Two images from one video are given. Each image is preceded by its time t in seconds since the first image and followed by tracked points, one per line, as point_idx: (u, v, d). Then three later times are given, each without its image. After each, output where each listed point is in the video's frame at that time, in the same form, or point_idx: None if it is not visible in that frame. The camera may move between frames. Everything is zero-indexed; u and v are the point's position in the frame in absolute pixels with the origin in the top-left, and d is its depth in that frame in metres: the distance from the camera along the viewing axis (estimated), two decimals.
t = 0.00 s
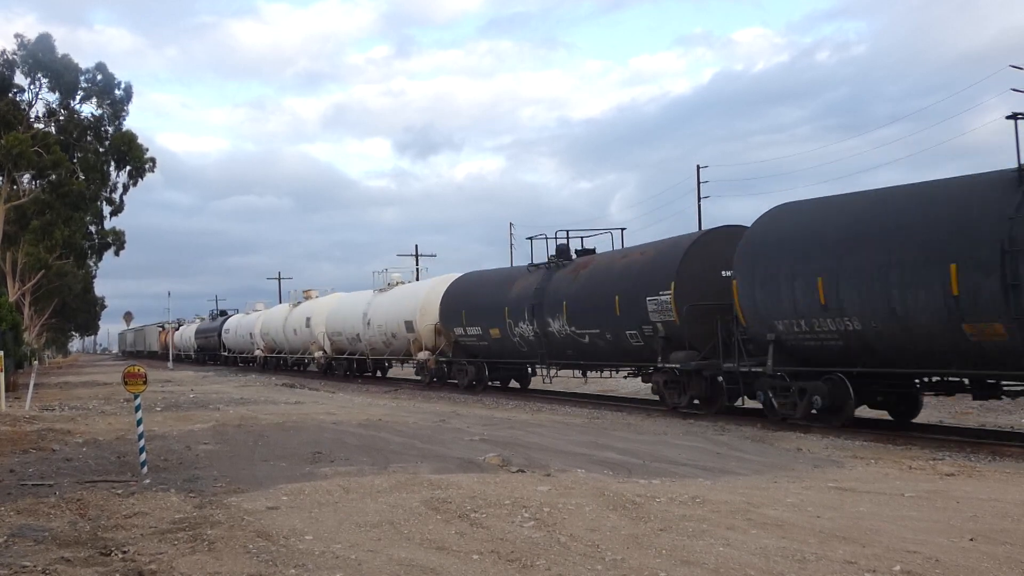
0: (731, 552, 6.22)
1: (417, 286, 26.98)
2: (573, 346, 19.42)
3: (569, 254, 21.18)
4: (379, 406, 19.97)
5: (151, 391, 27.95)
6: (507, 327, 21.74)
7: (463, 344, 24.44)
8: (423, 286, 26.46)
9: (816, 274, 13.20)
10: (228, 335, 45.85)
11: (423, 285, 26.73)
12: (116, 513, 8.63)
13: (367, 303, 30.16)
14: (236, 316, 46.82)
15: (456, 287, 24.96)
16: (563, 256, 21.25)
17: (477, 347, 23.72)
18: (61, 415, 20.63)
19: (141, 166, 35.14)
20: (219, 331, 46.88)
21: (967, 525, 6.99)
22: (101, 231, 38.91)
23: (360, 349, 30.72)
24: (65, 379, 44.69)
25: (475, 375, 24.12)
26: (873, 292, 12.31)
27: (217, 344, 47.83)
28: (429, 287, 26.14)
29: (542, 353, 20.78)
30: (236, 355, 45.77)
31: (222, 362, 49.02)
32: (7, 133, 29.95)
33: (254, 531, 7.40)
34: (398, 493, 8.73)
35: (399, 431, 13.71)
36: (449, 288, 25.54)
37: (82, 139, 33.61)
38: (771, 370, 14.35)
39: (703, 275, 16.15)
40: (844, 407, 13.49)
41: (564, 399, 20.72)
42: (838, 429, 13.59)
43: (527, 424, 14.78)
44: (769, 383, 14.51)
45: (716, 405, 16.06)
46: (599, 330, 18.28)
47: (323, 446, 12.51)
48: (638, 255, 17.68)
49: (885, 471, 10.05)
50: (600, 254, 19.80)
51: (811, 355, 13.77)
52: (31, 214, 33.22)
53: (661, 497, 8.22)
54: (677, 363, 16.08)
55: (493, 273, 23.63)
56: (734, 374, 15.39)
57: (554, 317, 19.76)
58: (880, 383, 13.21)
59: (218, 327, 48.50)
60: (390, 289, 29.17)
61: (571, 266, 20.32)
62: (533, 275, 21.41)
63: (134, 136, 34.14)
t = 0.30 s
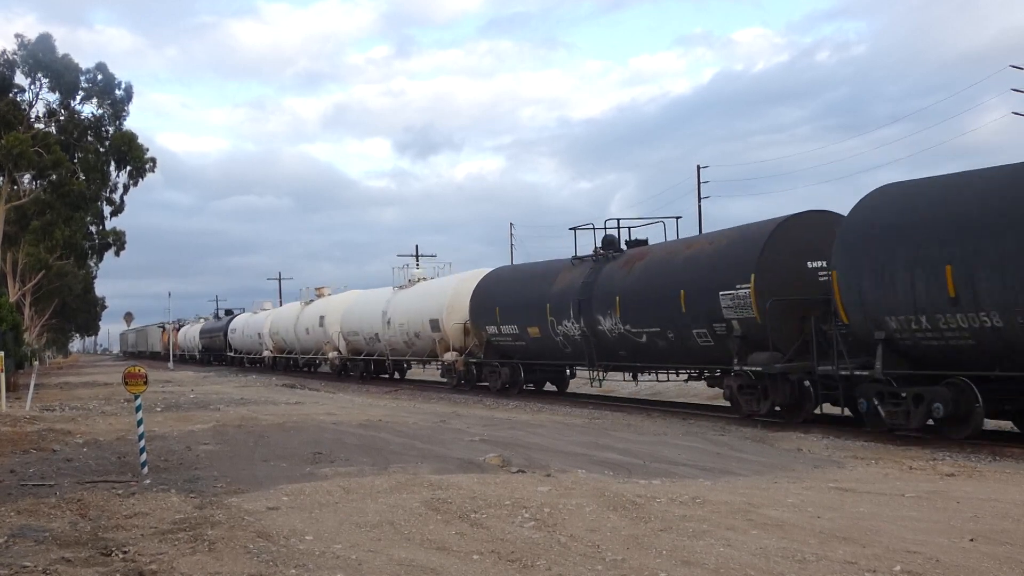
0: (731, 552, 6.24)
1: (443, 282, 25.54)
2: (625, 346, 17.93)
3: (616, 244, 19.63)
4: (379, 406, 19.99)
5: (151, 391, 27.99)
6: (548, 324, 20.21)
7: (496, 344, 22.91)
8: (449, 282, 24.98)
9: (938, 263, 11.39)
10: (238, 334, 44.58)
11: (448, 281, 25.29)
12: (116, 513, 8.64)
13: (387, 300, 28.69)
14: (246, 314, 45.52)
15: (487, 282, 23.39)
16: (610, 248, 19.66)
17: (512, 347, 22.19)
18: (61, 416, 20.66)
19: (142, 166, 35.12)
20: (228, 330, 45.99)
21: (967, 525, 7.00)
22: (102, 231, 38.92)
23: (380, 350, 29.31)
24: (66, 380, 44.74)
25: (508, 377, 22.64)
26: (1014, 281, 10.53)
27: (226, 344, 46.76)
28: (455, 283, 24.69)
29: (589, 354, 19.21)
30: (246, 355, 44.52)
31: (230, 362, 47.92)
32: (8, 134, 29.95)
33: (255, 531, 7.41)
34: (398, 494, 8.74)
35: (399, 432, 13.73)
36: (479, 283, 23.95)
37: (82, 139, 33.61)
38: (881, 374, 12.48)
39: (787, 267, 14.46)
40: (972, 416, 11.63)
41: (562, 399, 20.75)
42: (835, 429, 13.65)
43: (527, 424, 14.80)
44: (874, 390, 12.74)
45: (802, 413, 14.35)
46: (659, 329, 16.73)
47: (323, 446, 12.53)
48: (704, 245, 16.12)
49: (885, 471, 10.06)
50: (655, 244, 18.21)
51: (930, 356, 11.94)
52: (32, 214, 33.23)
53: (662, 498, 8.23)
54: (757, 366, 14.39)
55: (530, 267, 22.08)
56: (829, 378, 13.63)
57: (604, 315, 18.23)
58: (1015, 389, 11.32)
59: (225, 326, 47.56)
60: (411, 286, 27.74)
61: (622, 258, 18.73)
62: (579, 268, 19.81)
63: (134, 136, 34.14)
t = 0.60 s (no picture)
0: (731, 552, 6.23)
1: (473, 277, 23.98)
2: (692, 345, 16.30)
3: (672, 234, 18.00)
4: (379, 406, 20.00)
5: (151, 391, 28.01)
6: (598, 321, 18.64)
7: (534, 343, 21.36)
8: (479, 277, 23.51)
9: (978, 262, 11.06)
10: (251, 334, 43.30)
11: (478, 276, 23.85)
12: (116, 513, 8.64)
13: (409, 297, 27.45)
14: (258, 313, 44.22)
15: (527, 277, 21.76)
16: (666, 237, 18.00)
17: (555, 347, 20.55)
18: (61, 415, 20.67)
19: (142, 166, 35.10)
20: (239, 331, 44.78)
21: (966, 525, 6.99)
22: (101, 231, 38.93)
23: (406, 351, 27.93)
24: (65, 380, 44.78)
25: (549, 379, 21.02)
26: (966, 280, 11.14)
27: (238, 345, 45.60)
28: (486, 279, 23.25)
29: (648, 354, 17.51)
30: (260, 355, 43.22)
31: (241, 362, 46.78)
32: (8, 133, 29.96)
33: (254, 531, 7.40)
34: (398, 493, 8.74)
35: (398, 431, 13.73)
36: (517, 277, 22.29)
37: (82, 139, 33.61)
38: None
39: (893, 256, 12.67)
40: None
41: (560, 399, 20.73)
42: (833, 429, 13.65)
43: (527, 424, 14.79)
44: (1012, 395, 11.03)
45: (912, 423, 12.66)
46: (734, 327, 15.05)
47: (323, 445, 12.53)
48: (785, 232, 14.40)
49: (885, 471, 10.06)
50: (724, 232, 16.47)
51: None
52: (31, 214, 33.24)
53: (661, 497, 8.22)
54: (860, 367, 12.71)
55: (575, 259, 20.41)
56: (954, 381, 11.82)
57: (668, 311, 16.57)
58: None
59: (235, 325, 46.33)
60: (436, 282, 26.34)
61: (686, 248, 17.00)
62: (635, 259, 18.13)
63: (134, 136, 34.14)
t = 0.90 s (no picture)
0: (731, 552, 6.22)
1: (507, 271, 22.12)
2: (776, 345, 14.46)
3: (743, 222, 16.19)
4: (379, 406, 19.97)
5: (151, 390, 28.00)
6: (659, 318, 16.76)
7: (579, 343, 19.54)
8: (514, 271, 21.71)
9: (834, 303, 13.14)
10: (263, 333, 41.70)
11: (512, 270, 22.02)
12: (116, 513, 8.62)
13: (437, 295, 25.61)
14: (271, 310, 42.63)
15: (570, 270, 19.85)
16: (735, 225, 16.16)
17: (605, 347, 18.71)
18: (60, 415, 20.65)
19: (141, 166, 35.10)
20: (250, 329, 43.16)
21: (967, 525, 6.98)
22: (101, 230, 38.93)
23: (431, 351, 26.33)
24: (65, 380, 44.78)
25: (597, 382, 19.22)
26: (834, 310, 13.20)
27: (250, 345, 44.10)
28: (520, 272, 21.48)
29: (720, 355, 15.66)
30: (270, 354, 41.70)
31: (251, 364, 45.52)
32: (7, 133, 29.95)
33: (254, 531, 7.39)
34: (398, 493, 8.73)
35: (399, 431, 13.71)
36: (558, 271, 20.39)
37: (82, 139, 33.60)
38: None
39: None
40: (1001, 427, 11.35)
41: (560, 399, 20.68)
42: (831, 429, 13.65)
43: (527, 424, 14.78)
44: None
45: None
46: (830, 324, 13.26)
47: (323, 445, 12.51)
48: (892, 215, 12.57)
49: (885, 470, 10.04)
50: (812, 217, 14.59)
51: None
52: (31, 213, 33.22)
53: (661, 497, 8.21)
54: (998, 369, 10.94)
55: (627, 250, 18.52)
56: None
57: (748, 306, 14.71)
58: None
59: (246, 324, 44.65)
60: (464, 278, 24.61)
61: (766, 235, 15.14)
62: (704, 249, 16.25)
63: (134, 136, 34.14)
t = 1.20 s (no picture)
0: (731, 552, 6.21)
1: (546, 265, 20.52)
2: (886, 345, 12.46)
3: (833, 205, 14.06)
4: (379, 406, 19.96)
5: (151, 390, 28.01)
6: (735, 314, 14.76)
7: (632, 343, 17.64)
8: (554, 266, 20.13)
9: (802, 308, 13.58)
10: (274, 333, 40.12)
11: (551, 264, 20.41)
12: (116, 512, 8.62)
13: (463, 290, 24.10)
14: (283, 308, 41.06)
15: (621, 262, 17.85)
16: (824, 208, 14.05)
17: (665, 347, 16.76)
18: (61, 415, 20.65)
19: (141, 166, 35.08)
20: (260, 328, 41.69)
21: (967, 525, 6.97)
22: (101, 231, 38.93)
23: (457, 351, 24.77)
24: (65, 380, 44.79)
25: (655, 386, 17.38)
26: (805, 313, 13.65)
27: (261, 346, 42.59)
28: (560, 266, 19.90)
29: (812, 355, 13.65)
30: (280, 355, 40.37)
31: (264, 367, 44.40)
32: (7, 133, 29.94)
33: (254, 531, 7.37)
34: (398, 493, 8.70)
35: (399, 431, 13.69)
36: (607, 263, 18.40)
37: (82, 139, 33.59)
38: None
39: None
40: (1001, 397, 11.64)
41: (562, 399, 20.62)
42: (830, 429, 13.64)
43: (527, 424, 14.76)
44: None
45: None
46: (959, 319, 11.24)
47: (322, 445, 12.49)
48: None
49: (885, 471, 10.02)
50: (926, 195, 12.47)
51: None
52: (32, 214, 33.23)
53: (662, 497, 8.19)
54: None
55: (690, 239, 16.49)
56: None
57: (851, 300, 12.68)
58: None
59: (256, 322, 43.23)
60: (497, 273, 22.93)
61: (868, 216, 13.04)
62: (789, 236, 14.17)
63: (134, 136, 34.15)
